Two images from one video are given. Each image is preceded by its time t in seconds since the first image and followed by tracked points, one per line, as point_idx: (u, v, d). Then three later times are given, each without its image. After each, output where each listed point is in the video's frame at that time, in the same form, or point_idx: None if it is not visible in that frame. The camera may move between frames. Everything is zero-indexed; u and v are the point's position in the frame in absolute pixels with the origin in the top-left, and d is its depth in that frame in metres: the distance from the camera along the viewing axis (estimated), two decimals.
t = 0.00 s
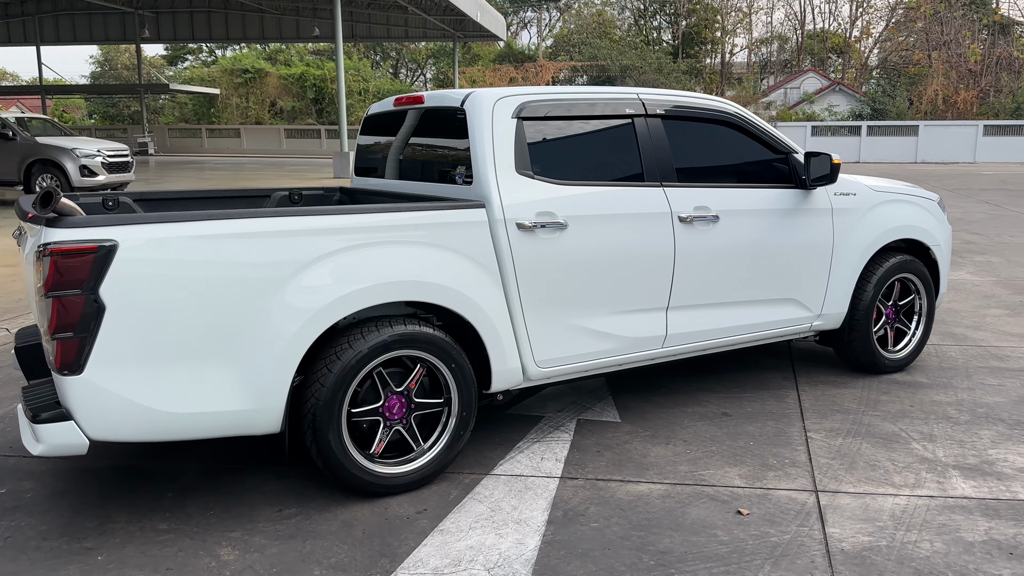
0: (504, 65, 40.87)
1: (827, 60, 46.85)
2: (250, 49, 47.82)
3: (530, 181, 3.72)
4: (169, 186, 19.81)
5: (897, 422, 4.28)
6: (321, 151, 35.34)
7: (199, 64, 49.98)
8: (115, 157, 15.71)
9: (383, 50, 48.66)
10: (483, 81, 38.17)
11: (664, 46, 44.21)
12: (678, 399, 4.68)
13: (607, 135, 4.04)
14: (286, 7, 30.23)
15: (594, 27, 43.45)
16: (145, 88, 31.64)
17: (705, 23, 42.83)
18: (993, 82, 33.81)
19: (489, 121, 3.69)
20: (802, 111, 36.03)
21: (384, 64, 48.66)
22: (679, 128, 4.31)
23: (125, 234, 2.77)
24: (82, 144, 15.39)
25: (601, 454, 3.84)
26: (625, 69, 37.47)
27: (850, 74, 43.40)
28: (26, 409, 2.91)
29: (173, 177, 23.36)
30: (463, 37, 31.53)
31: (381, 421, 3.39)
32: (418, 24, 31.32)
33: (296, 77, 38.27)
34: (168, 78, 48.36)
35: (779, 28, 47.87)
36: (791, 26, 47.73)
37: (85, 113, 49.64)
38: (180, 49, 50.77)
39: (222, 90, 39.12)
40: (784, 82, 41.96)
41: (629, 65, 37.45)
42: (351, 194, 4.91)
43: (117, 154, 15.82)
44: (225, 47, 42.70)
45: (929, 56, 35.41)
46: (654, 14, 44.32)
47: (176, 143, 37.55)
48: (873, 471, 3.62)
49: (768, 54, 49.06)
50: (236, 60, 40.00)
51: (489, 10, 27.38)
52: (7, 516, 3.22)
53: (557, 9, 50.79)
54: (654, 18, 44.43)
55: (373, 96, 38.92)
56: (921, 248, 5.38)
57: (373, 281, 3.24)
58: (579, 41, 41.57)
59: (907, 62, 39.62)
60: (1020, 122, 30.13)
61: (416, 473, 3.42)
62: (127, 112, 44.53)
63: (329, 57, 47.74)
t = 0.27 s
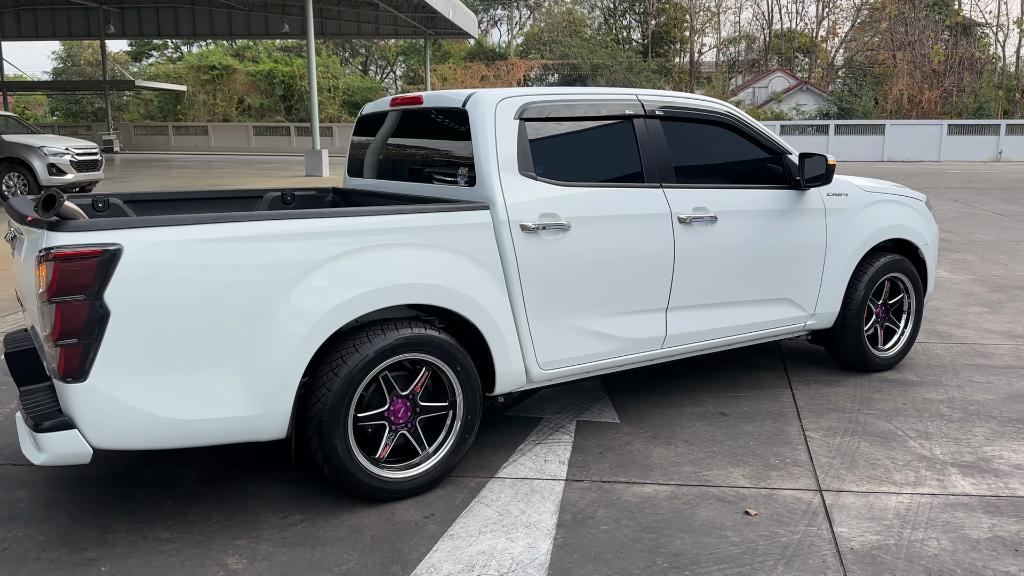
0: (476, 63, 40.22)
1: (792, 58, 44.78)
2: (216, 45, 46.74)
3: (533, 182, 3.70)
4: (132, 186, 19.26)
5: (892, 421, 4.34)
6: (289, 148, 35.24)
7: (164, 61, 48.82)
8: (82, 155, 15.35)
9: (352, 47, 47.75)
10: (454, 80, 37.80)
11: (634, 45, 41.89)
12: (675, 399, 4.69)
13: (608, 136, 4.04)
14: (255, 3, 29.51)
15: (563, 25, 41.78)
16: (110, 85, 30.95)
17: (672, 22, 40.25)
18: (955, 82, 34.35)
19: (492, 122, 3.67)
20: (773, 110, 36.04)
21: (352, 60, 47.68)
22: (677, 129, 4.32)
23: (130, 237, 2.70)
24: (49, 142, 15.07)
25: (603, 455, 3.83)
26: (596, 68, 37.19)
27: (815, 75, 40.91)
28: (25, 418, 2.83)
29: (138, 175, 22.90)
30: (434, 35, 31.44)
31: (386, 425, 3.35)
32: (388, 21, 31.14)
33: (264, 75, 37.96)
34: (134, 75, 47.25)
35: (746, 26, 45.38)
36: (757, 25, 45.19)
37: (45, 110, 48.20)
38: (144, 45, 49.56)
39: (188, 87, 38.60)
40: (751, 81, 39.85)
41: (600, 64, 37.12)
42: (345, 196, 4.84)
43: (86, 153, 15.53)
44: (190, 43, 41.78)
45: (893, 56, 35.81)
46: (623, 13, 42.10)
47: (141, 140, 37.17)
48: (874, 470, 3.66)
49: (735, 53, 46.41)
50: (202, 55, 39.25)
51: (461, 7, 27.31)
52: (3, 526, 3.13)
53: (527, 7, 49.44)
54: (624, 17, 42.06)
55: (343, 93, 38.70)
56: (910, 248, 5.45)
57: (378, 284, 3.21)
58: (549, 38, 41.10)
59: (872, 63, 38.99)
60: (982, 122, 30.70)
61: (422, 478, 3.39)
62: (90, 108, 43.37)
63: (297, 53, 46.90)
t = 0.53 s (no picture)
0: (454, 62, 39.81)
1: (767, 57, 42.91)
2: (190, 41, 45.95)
3: (538, 178, 3.68)
4: (103, 184, 18.87)
5: (891, 415, 4.37)
6: (265, 147, 34.89)
7: (137, 57, 47.98)
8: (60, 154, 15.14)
9: (329, 45, 47.06)
10: (432, 77, 37.31)
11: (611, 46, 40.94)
12: (675, 396, 4.68)
13: (610, 131, 4.02)
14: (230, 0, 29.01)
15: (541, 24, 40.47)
16: (82, 81, 30.37)
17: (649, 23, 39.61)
18: (928, 83, 34.62)
19: (496, 116, 3.64)
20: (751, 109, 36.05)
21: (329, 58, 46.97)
22: (678, 125, 4.31)
23: (137, 232, 2.65)
24: (24, 138, 14.77)
25: (608, 452, 3.82)
26: (574, 67, 36.54)
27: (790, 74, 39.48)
28: (26, 418, 2.76)
29: (114, 174, 22.59)
30: (412, 33, 31.33)
31: (392, 423, 3.32)
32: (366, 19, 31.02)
33: (239, 73, 37.53)
34: (106, 72, 46.32)
35: (721, 27, 43.24)
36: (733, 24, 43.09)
37: (13, 108, 47.12)
38: (116, 42, 48.69)
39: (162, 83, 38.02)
40: (726, 82, 37.77)
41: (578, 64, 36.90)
42: (343, 191, 4.78)
43: (62, 150, 15.25)
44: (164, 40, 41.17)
45: (867, 57, 36.15)
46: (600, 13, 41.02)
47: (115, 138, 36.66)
48: (877, 464, 3.69)
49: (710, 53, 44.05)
50: (177, 54, 38.76)
51: (439, 5, 27.25)
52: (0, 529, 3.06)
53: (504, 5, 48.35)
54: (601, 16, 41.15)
55: (318, 91, 38.18)
56: (903, 244, 5.49)
57: (387, 279, 3.17)
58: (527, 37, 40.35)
59: (847, 63, 37.65)
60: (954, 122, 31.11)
61: (429, 475, 3.36)
62: (61, 106, 42.50)
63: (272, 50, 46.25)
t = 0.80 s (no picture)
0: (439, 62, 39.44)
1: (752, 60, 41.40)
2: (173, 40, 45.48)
3: (551, 175, 3.62)
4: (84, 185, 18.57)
5: (901, 414, 4.36)
6: (250, 146, 34.57)
7: (119, 57, 47.44)
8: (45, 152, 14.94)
9: (313, 45, 46.59)
10: (417, 77, 37.07)
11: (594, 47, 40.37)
12: (683, 396, 4.64)
13: (622, 128, 3.98)
14: None
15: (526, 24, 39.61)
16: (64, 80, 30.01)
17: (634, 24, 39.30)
18: (910, 84, 34.79)
19: (510, 112, 3.58)
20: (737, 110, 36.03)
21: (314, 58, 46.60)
22: (689, 122, 4.27)
23: (150, 229, 2.58)
24: (8, 137, 14.57)
25: (622, 453, 3.77)
26: (559, 67, 36.77)
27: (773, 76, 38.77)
28: (35, 422, 2.68)
29: (97, 173, 22.36)
30: (398, 33, 31.18)
31: (406, 424, 3.26)
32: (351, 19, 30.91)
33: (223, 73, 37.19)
34: (88, 71, 45.76)
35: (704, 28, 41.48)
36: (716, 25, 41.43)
37: None
38: (97, 42, 48.13)
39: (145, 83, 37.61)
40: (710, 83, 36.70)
41: (564, 65, 36.77)
42: (346, 190, 4.70)
43: (47, 149, 15.05)
44: (147, 39, 40.86)
45: (849, 58, 36.13)
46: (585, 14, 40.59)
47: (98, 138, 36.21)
48: (893, 463, 3.67)
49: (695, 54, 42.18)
50: (160, 53, 38.54)
51: (426, 7, 27.27)
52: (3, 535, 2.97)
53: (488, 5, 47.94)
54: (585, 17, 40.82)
55: (303, 91, 37.96)
56: (908, 243, 5.49)
57: (401, 277, 3.12)
58: (512, 38, 39.41)
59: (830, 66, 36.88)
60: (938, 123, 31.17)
61: (443, 477, 3.30)
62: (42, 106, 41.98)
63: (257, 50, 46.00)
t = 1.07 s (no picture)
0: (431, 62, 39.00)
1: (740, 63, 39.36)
2: (162, 41, 45.08)
3: (570, 183, 3.56)
4: (73, 187, 18.33)
5: (919, 424, 4.32)
6: (240, 148, 34.66)
7: (107, 57, 47.00)
8: (36, 155, 14.78)
9: (302, 45, 46.07)
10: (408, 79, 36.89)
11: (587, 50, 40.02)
12: (698, 406, 4.59)
13: (640, 135, 3.92)
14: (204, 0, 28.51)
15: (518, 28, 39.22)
16: (53, 80, 29.70)
17: (625, 27, 38.72)
18: (900, 88, 34.68)
19: (529, 119, 3.52)
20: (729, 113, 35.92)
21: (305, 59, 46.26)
22: (705, 130, 4.22)
23: (170, 239, 2.50)
24: None
25: (640, 465, 3.71)
26: (551, 70, 36.69)
27: (763, 80, 37.51)
28: (49, 438, 2.60)
29: (87, 175, 22.18)
30: (390, 34, 31.09)
31: (425, 437, 3.19)
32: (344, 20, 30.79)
33: (214, 74, 37.07)
34: (76, 71, 45.39)
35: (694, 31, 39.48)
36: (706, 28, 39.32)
37: None
38: (86, 42, 47.67)
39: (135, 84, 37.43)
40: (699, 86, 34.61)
41: (556, 67, 36.59)
42: (356, 197, 4.63)
43: (39, 150, 14.90)
44: (138, 40, 40.76)
45: (838, 61, 35.58)
46: (577, 17, 40.21)
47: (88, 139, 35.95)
48: (915, 475, 3.63)
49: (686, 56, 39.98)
50: (150, 54, 38.45)
51: (418, 8, 27.26)
52: (13, 553, 2.89)
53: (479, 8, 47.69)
54: (576, 20, 40.27)
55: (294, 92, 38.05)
56: (921, 250, 5.45)
57: (422, 288, 3.05)
58: (504, 40, 39.64)
59: (820, 70, 36.10)
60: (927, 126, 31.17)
61: (462, 492, 3.23)
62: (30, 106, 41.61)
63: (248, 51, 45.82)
